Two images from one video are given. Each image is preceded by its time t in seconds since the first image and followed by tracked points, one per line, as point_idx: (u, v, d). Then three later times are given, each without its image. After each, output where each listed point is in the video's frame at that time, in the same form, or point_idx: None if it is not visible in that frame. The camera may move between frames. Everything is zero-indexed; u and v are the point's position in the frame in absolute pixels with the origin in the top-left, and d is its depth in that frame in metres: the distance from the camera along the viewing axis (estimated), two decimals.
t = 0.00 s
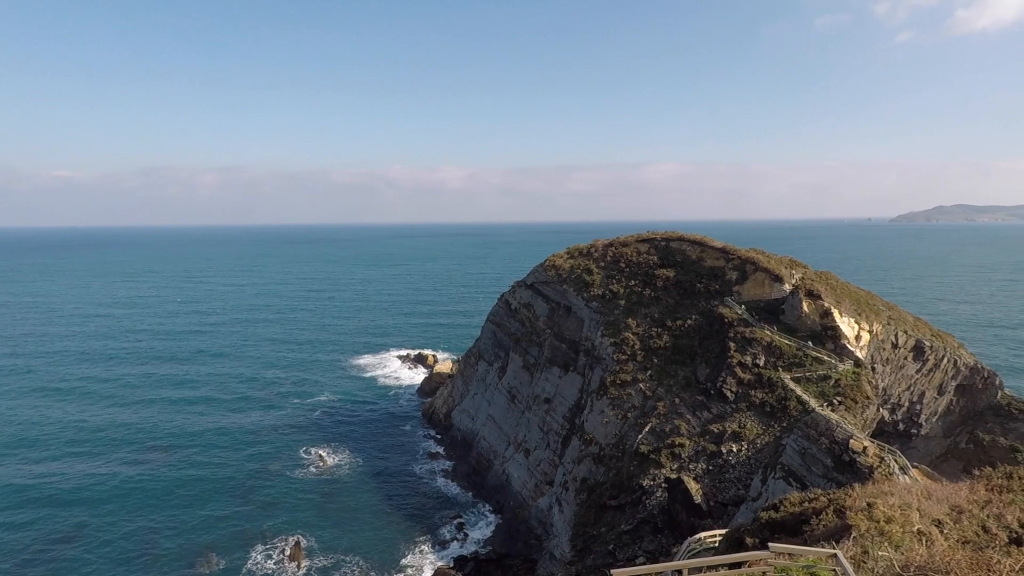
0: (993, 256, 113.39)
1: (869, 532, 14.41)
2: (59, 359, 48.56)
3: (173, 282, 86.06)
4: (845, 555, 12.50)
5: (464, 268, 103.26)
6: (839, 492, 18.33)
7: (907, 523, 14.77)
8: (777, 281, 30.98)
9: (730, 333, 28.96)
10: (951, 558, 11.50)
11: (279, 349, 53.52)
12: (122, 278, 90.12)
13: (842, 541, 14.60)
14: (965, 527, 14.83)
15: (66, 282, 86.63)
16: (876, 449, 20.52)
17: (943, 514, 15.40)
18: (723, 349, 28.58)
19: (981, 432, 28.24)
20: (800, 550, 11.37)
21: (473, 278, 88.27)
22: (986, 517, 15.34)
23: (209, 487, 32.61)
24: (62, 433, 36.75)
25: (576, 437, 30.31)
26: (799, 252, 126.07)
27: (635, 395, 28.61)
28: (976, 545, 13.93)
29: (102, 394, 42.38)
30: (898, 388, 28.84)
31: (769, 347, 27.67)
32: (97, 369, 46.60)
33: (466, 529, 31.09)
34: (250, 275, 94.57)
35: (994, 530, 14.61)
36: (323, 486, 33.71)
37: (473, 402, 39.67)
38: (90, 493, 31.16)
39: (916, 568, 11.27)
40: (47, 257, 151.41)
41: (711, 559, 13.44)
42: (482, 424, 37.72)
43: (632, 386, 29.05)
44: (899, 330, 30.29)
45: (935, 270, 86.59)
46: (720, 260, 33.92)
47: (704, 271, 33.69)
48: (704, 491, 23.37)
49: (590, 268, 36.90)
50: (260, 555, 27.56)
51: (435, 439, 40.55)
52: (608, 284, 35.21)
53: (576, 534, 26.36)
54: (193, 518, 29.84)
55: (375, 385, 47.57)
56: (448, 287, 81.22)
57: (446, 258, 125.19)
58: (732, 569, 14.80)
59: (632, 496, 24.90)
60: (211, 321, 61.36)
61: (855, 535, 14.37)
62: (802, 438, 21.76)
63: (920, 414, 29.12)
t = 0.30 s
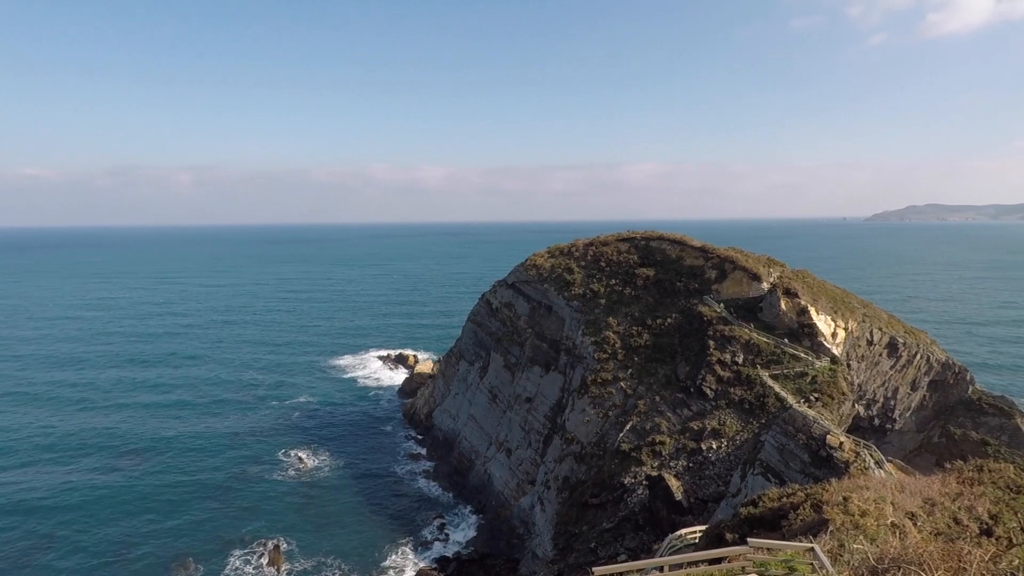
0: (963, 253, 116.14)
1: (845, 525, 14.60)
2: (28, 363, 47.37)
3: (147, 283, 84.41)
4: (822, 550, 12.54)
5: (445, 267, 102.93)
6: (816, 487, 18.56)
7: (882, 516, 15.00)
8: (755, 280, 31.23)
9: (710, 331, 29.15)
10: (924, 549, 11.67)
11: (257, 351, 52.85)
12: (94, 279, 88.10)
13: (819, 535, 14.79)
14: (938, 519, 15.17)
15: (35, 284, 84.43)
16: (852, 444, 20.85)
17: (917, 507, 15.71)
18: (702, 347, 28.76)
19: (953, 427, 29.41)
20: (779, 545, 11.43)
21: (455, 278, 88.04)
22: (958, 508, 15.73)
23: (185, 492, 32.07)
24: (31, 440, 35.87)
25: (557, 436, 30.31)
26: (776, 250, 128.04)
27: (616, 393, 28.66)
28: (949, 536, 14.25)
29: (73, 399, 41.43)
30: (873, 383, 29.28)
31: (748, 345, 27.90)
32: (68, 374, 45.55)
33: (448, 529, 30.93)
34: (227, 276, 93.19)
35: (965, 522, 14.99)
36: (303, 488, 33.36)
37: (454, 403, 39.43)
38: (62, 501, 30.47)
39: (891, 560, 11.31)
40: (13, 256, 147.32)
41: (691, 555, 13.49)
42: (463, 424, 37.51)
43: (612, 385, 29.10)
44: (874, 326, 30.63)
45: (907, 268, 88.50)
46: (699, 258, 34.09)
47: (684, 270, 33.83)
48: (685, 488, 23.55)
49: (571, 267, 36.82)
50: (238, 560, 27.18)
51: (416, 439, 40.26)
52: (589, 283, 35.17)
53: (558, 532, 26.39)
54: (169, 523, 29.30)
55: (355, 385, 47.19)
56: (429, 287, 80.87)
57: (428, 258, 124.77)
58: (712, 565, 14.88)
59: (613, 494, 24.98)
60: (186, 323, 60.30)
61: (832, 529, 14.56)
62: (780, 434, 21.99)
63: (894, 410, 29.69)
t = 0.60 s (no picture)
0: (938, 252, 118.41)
1: (823, 521, 14.80)
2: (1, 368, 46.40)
3: (125, 284, 82.97)
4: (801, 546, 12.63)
5: (428, 267, 102.71)
6: (796, 483, 18.78)
7: (859, 510, 15.24)
8: (736, 278, 31.51)
9: (691, 330, 29.34)
10: (901, 543, 11.80)
11: (238, 353, 52.25)
12: (69, 281, 86.37)
13: (799, 530, 14.96)
14: (914, 514, 15.45)
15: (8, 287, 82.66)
16: (831, 440, 21.14)
17: (893, 502, 15.99)
18: (684, 345, 28.94)
19: (928, 422, 30.32)
20: (759, 542, 11.56)
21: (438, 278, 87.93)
22: (934, 503, 16.04)
23: (164, 495, 31.67)
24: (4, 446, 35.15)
25: (541, 435, 30.33)
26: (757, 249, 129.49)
27: (599, 392, 28.75)
28: (924, 530, 14.52)
29: (48, 403, 40.68)
30: (851, 380, 29.68)
31: (728, 343, 28.16)
32: (42, 378, 44.71)
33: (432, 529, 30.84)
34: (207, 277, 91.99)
35: (940, 516, 15.30)
36: (284, 490, 33.10)
37: (437, 402, 39.26)
38: (36, 506, 29.93)
39: (869, 554, 11.36)
40: None
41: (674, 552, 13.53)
42: (447, 423, 37.37)
43: (595, 383, 29.19)
44: (852, 324, 30.98)
45: (884, 266, 89.99)
46: (680, 257, 34.26)
47: (666, 269, 34.00)
48: (667, 486, 23.74)
49: (554, 266, 36.78)
50: (218, 563, 26.90)
51: (399, 439, 40.06)
52: (572, 282, 35.17)
53: (541, 531, 26.44)
54: (147, 528, 28.89)
55: (337, 386, 46.95)
56: (413, 287, 80.56)
57: (411, 257, 124.45)
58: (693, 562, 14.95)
59: (597, 492, 25.08)
60: (165, 325, 59.37)
61: (811, 525, 14.74)
62: (760, 431, 22.22)
63: (872, 406, 30.20)
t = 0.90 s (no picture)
0: (916, 251, 120.56)
1: (804, 517, 15.02)
2: None
3: (103, 285, 81.60)
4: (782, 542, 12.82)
5: (414, 267, 102.51)
6: (777, 479, 19.05)
7: (838, 506, 15.51)
8: (718, 278, 31.82)
9: (674, 329, 29.60)
10: (880, 538, 11.99)
11: (220, 354, 51.73)
12: (45, 282, 84.72)
13: (781, 527, 15.17)
14: (892, 508, 15.73)
15: None
16: (812, 437, 21.46)
17: (873, 497, 16.25)
18: (667, 344, 29.19)
19: (906, 418, 30.96)
20: (741, 538, 11.53)
21: (423, 278, 87.84)
22: (911, 497, 16.34)
23: (144, 498, 31.34)
24: None
25: (526, 434, 30.41)
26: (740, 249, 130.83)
27: (584, 391, 28.90)
28: (903, 525, 14.81)
29: (25, 407, 40.06)
30: (831, 378, 30.14)
31: (711, 342, 28.45)
32: (19, 381, 43.99)
33: (417, 529, 30.81)
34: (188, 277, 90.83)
35: (918, 511, 15.63)
36: (267, 491, 32.90)
37: (422, 403, 39.16)
38: (13, 511, 29.47)
39: (848, 549, 11.54)
40: None
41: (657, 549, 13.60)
42: (432, 424, 37.31)
43: (580, 383, 29.31)
44: (832, 322, 31.42)
45: (863, 265, 91.45)
46: (664, 257, 34.51)
47: (649, 268, 34.22)
48: (651, 484, 23.96)
49: (538, 266, 36.82)
50: (200, 565, 26.68)
51: (384, 440, 39.92)
52: (556, 282, 35.24)
53: (527, 530, 26.55)
54: (128, 531, 28.53)
55: (322, 387, 46.75)
56: (397, 287, 80.32)
57: (396, 258, 124.25)
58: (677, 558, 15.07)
59: (581, 491, 25.23)
60: (145, 326, 58.57)
61: (792, 521, 14.95)
62: (743, 429, 22.51)
63: (851, 403, 30.70)
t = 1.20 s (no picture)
0: (896, 251, 122.34)
1: (787, 514, 15.10)
2: None
3: (81, 286, 80.07)
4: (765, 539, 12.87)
5: (399, 266, 101.98)
6: (761, 477, 19.15)
7: (820, 503, 15.65)
8: (703, 277, 31.96)
9: (660, 327, 29.66)
10: (861, 533, 12.03)
11: (202, 356, 51.01)
12: (22, 282, 83.00)
13: (763, 523, 15.22)
14: (873, 505, 15.89)
15: None
16: (795, 435, 21.63)
17: (854, 493, 16.39)
18: (653, 343, 29.25)
19: (887, 416, 31.40)
20: (725, 535, 11.44)
21: (408, 277, 87.40)
22: (892, 494, 16.52)
23: (124, 502, 30.85)
24: None
25: (511, 433, 30.31)
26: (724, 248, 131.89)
27: (570, 390, 28.84)
28: (883, 520, 14.98)
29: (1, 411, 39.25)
30: (815, 377, 30.45)
31: (696, 341, 28.58)
32: None
33: (402, 529, 30.61)
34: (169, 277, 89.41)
35: (898, 506, 15.82)
36: (250, 493, 32.54)
37: (407, 402, 38.89)
38: None
39: (829, 545, 11.63)
40: None
41: (643, 547, 13.50)
42: (417, 423, 37.08)
43: (566, 382, 29.26)
44: (815, 321, 31.70)
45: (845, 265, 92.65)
46: (649, 256, 34.57)
47: (635, 268, 34.27)
48: (637, 482, 24.01)
49: (524, 265, 36.68)
50: (181, 569, 26.30)
51: (369, 440, 39.61)
52: (542, 281, 35.15)
53: (512, 530, 26.45)
54: (107, 537, 28.01)
55: (306, 387, 46.34)
56: (383, 287, 79.80)
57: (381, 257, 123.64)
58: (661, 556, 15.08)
59: (567, 490, 25.18)
60: (124, 328, 57.57)
61: (775, 518, 15.03)
62: (727, 427, 22.59)
63: (834, 401, 31.06)
